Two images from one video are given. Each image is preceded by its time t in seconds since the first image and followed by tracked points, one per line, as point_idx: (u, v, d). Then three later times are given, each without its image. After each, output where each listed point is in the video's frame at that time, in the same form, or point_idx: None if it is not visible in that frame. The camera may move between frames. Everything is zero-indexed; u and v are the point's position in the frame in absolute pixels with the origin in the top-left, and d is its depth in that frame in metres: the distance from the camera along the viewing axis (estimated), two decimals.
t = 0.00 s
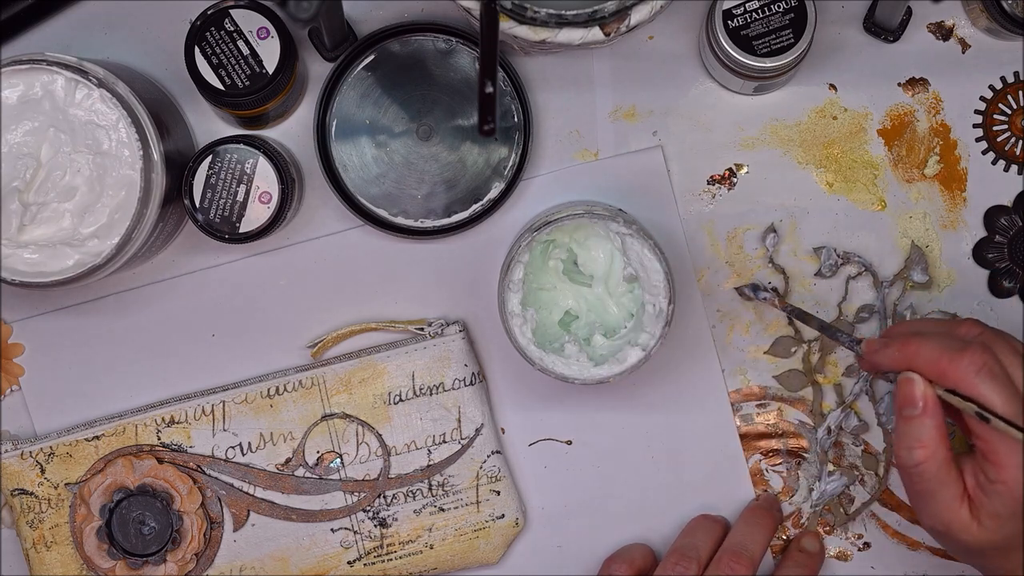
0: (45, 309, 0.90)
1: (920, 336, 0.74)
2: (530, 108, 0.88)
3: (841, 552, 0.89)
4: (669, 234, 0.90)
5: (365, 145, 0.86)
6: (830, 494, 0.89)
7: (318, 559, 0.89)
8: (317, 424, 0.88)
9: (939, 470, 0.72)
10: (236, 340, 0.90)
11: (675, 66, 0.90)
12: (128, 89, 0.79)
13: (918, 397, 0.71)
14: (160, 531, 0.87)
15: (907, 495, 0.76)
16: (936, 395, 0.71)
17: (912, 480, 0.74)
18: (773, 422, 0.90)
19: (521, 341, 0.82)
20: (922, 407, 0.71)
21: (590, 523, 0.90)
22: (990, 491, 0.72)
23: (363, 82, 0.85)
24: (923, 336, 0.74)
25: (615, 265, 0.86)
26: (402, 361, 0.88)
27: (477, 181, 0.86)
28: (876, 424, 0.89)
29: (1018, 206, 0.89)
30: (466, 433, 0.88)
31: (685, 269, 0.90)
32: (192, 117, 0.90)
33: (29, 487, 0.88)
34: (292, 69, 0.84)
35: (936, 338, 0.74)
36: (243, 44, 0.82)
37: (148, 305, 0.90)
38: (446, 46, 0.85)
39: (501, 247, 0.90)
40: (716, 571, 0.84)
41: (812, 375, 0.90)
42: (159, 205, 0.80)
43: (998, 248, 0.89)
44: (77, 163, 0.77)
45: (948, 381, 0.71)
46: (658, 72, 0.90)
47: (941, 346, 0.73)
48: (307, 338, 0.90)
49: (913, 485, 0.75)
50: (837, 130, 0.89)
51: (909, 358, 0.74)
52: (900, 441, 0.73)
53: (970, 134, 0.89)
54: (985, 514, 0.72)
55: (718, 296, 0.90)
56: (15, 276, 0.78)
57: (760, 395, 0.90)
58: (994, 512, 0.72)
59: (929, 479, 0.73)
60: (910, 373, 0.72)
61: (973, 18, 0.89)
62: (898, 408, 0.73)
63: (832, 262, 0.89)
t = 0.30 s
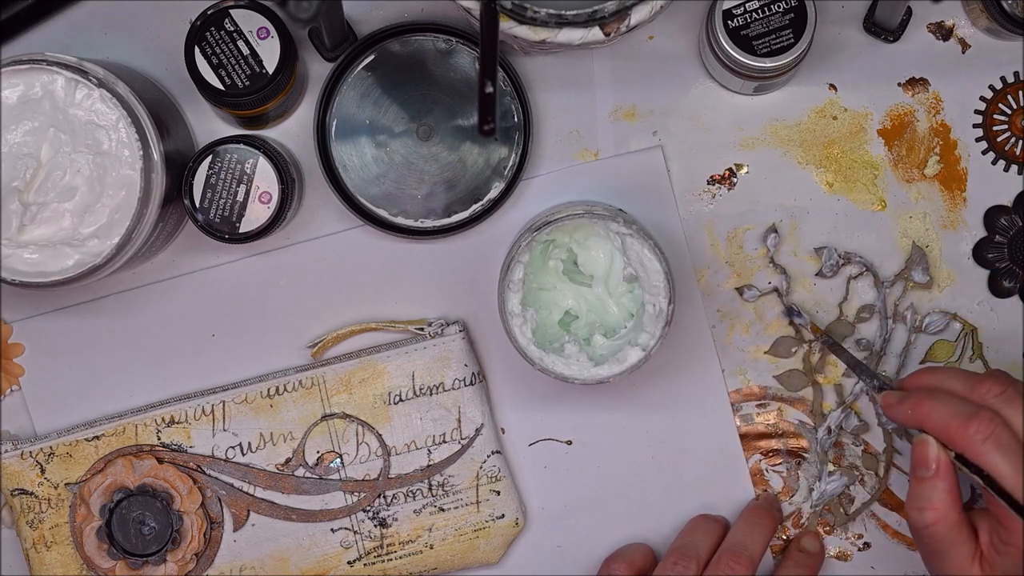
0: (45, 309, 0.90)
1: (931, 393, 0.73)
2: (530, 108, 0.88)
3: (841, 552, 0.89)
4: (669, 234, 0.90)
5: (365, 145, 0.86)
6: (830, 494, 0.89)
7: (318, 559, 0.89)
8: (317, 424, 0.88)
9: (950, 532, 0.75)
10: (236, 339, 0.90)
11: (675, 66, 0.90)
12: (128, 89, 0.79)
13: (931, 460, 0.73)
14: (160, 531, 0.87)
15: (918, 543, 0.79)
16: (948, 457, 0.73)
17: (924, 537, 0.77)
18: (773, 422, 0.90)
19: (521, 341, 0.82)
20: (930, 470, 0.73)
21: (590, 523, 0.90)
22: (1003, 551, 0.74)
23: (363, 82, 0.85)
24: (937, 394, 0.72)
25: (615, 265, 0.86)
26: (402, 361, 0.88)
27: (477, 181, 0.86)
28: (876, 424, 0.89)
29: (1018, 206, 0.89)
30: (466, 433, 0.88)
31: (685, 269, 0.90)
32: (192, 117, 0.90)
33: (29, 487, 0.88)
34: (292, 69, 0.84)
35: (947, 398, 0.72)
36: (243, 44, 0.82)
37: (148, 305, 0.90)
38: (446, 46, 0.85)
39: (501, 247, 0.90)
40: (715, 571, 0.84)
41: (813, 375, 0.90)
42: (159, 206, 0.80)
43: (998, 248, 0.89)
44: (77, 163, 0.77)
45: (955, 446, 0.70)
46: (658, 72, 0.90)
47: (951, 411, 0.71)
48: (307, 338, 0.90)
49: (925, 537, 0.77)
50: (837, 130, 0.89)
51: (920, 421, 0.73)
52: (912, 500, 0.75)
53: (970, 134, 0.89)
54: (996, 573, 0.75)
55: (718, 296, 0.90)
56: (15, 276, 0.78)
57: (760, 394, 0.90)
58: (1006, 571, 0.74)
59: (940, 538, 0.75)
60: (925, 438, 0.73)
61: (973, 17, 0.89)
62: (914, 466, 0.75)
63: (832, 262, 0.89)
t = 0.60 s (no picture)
0: (46, 309, 0.91)
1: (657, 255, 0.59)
2: (530, 108, 0.88)
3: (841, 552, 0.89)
4: (669, 234, 0.90)
5: (365, 145, 0.86)
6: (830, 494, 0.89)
7: (318, 559, 0.89)
8: (317, 424, 0.88)
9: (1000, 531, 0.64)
10: (236, 340, 0.90)
11: (675, 66, 0.90)
12: (128, 90, 0.79)
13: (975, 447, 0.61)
14: (160, 531, 0.87)
15: (800, 519, 0.65)
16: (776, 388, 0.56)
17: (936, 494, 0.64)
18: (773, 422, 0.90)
19: (521, 341, 0.83)
20: (696, 437, 0.59)
21: (590, 523, 0.90)
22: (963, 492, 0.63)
23: (363, 82, 0.85)
24: (670, 283, 0.57)
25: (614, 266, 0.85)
26: (402, 361, 0.88)
27: (477, 181, 0.86)
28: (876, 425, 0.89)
29: (1018, 206, 0.89)
30: (466, 433, 0.88)
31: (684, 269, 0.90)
32: (192, 117, 0.90)
33: (29, 487, 0.88)
34: (293, 69, 0.84)
35: (758, 314, 0.56)
36: (243, 44, 0.82)
37: (148, 305, 0.90)
38: (446, 46, 0.85)
39: (501, 247, 0.90)
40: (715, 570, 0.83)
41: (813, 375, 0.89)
42: (159, 206, 0.80)
43: (998, 248, 0.89)
44: (78, 163, 0.77)
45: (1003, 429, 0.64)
46: (658, 72, 0.90)
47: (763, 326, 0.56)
48: (307, 338, 0.90)
49: (773, 502, 0.64)
50: (837, 130, 0.89)
51: (686, 360, 0.56)
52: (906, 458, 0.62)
53: (970, 134, 0.89)
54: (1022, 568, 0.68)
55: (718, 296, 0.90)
56: (15, 276, 0.78)
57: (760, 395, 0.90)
58: None
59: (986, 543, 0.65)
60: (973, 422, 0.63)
61: (973, 18, 0.89)
62: (667, 442, 0.61)
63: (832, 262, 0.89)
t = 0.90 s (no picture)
0: (45, 309, 0.91)
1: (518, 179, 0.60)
2: (530, 108, 0.88)
3: (841, 552, 0.89)
4: (669, 234, 0.90)
5: (365, 145, 0.86)
6: (830, 493, 0.89)
7: (318, 559, 0.89)
8: (317, 424, 0.88)
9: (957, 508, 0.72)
10: (236, 340, 0.90)
11: (675, 66, 0.90)
12: (128, 90, 0.79)
13: (943, 432, 0.70)
14: (160, 531, 0.87)
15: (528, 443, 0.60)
16: (960, 430, 0.70)
17: (930, 515, 0.74)
18: (773, 422, 0.90)
19: (521, 341, 0.82)
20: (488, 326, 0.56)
21: (590, 523, 0.90)
22: (1007, 531, 0.71)
23: (363, 82, 0.85)
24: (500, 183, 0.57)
25: (615, 265, 0.86)
26: (402, 361, 0.88)
27: (477, 181, 0.86)
28: (876, 424, 0.89)
29: (1018, 206, 0.89)
30: (466, 433, 0.88)
31: (684, 268, 0.90)
32: (192, 117, 0.90)
33: (29, 487, 0.88)
34: (293, 69, 0.84)
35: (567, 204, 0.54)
36: (243, 44, 0.82)
37: (148, 305, 0.90)
38: (446, 46, 0.85)
39: (501, 247, 0.90)
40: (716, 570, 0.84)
41: (813, 375, 0.90)
42: (159, 206, 0.80)
43: (998, 248, 0.89)
44: (78, 163, 0.77)
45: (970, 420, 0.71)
46: (658, 72, 0.90)
47: (964, 382, 0.72)
48: (307, 338, 0.90)
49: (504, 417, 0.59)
50: (837, 130, 0.89)
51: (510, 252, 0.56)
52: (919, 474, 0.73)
53: (970, 134, 0.89)
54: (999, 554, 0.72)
55: (717, 296, 0.90)
56: (15, 276, 0.78)
57: (760, 394, 0.90)
58: (1010, 553, 0.71)
59: (947, 513, 0.72)
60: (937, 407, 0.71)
61: (973, 17, 0.89)
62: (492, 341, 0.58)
63: (832, 262, 0.89)
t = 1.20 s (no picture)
0: (45, 309, 0.91)
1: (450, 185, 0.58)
2: (530, 108, 0.88)
3: (841, 552, 0.89)
4: (669, 234, 0.90)
5: (365, 145, 0.86)
6: (830, 493, 0.89)
7: (318, 559, 0.89)
8: (317, 424, 0.88)
9: None
10: (236, 340, 0.90)
11: (675, 66, 0.90)
12: (128, 89, 0.79)
13: None
14: (160, 531, 0.87)
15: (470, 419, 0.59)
16: None
17: None
18: (773, 422, 0.90)
19: (521, 341, 0.82)
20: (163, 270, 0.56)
21: (590, 523, 0.90)
22: None
23: (363, 82, 0.85)
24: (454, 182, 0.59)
25: (615, 265, 0.86)
26: (402, 361, 0.88)
27: (477, 181, 0.86)
28: (876, 424, 0.89)
29: (1018, 206, 0.89)
30: (466, 433, 0.88)
31: (685, 268, 0.90)
32: (192, 118, 0.90)
33: (29, 487, 0.88)
34: (293, 69, 0.84)
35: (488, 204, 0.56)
36: (243, 44, 0.82)
37: (148, 305, 0.90)
38: (446, 46, 0.85)
39: (501, 247, 0.90)
40: (715, 570, 0.84)
41: (813, 375, 0.90)
42: (159, 206, 0.80)
43: (998, 248, 0.89)
44: (78, 163, 0.77)
45: None
46: (658, 72, 0.90)
47: None
48: (307, 338, 0.90)
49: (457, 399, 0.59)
50: (837, 130, 0.89)
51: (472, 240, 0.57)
52: None
53: (970, 134, 0.89)
54: None
55: (717, 296, 0.90)
56: (15, 276, 0.78)
57: (760, 394, 0.90)
58: None
59: None
60: None
61: (972, 18, 0.89)
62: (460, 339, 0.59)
63: (831, 262, 0.89)
